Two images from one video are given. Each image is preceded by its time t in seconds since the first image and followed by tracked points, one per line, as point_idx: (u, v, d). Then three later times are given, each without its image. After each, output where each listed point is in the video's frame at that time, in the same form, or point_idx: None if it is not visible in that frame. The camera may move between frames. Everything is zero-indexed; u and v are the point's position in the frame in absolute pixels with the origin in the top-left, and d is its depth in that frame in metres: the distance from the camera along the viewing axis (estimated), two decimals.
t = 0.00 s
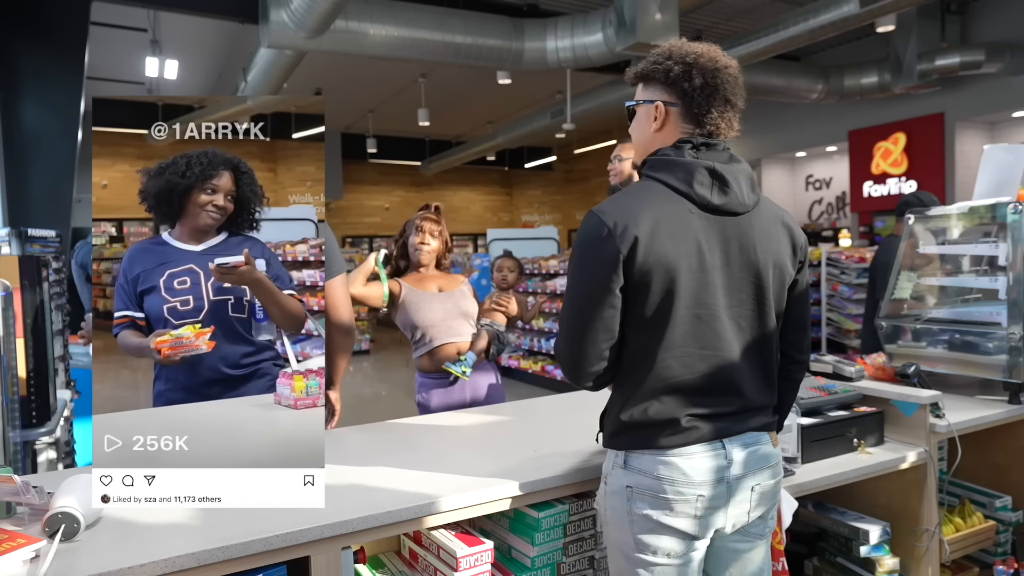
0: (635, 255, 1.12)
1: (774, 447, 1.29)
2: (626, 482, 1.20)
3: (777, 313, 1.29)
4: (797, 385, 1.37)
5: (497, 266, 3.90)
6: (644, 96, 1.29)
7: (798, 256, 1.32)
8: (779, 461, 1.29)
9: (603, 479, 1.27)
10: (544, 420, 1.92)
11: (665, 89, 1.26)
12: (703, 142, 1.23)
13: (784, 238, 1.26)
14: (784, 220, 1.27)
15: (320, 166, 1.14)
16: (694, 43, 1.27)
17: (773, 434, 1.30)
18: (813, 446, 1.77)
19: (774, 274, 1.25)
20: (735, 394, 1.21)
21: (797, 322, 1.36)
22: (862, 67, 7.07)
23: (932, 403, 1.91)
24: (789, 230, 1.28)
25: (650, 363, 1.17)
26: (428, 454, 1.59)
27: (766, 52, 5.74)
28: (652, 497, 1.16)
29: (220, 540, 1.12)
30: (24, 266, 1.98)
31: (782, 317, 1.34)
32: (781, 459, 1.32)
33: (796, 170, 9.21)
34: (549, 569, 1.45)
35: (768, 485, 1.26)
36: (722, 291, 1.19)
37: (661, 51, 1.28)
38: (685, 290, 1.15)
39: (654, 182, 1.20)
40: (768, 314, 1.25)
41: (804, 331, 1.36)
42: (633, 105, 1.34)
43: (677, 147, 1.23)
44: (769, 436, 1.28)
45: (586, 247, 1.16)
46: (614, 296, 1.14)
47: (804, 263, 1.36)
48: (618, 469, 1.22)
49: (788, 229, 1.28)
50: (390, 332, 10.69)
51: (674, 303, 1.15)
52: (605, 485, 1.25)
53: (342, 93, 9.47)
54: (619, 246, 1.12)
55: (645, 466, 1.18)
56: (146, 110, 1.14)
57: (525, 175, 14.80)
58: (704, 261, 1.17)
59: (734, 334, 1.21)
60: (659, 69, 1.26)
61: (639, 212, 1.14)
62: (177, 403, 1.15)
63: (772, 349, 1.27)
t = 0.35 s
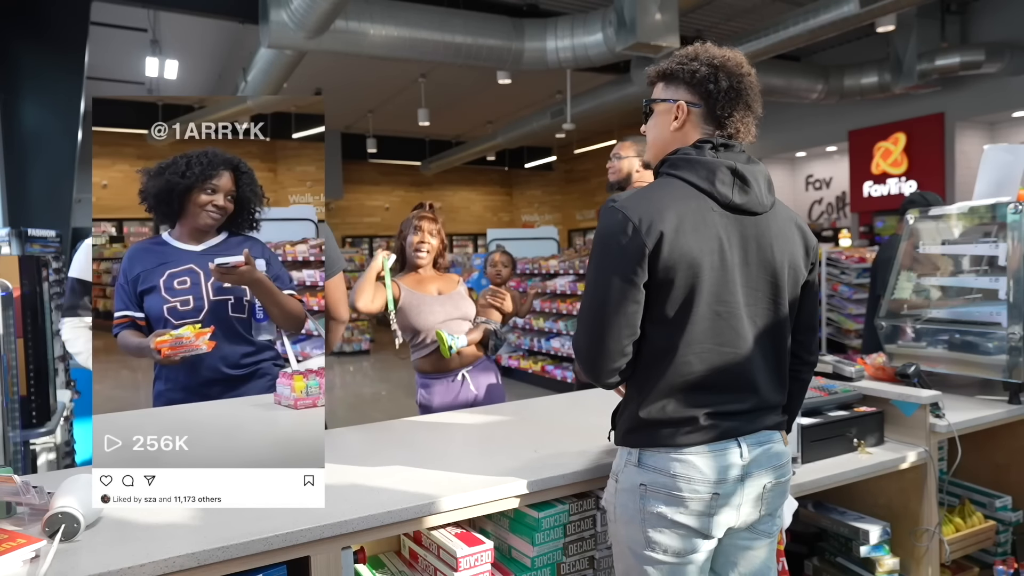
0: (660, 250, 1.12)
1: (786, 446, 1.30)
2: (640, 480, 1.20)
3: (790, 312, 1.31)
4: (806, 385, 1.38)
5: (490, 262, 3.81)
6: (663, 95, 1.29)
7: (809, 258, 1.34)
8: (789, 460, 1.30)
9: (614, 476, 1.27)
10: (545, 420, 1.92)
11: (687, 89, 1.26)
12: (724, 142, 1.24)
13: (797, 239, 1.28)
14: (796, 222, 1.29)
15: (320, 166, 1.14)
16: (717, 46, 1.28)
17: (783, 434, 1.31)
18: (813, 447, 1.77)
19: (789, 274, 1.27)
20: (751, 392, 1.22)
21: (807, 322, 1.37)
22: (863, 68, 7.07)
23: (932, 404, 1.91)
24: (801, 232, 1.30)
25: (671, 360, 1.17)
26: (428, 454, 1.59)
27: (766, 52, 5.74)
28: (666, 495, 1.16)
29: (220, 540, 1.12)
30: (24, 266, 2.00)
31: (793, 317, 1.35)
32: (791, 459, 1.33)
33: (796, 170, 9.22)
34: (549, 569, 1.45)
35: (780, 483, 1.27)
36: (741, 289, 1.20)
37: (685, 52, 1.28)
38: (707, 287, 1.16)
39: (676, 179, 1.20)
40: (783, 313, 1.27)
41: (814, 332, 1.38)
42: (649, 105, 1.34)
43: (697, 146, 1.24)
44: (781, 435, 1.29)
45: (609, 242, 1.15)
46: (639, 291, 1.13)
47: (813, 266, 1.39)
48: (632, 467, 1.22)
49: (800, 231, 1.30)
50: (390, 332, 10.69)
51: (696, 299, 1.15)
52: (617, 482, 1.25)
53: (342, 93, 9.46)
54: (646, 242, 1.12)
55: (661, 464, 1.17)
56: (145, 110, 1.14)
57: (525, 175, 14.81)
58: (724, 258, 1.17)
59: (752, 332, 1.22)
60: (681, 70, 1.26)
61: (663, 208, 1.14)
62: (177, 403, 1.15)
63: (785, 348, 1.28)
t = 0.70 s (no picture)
0: (671, 248, 1.12)
1: (790, 445, 1.30)
2: (645, 480, 1.19)
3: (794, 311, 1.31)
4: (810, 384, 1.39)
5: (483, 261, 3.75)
6: (670, 95, 1.30)
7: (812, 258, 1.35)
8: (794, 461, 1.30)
9: (618, 474, 1.26)
10: (545, 420, 1.92)
11: (693, 89, 1.26)
12: (730, 142, 1.24)
13: (801, 238, 1.29)
14: (800, 222, 1.30)
15: (320, 166, 1.14)
16: (723, 48, 1.28)
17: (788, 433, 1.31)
18: (813, 447, 1.77)
19: (794, 274, 1.27)
20: (758, 390, 1.22)
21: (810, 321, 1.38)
22: (863, 68, 7.07)
23: (932, 403, 1.91)
24: (805, 232, 1.31)
25: (681, 358, 1.17)
26: (428, 454, 1.59)
27: (766, 52, 5.74)
28: (672, 495, 1.16)
29: (220, 540, 1.12)
30: (24, 266, 2.01)
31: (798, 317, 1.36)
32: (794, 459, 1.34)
33: (796, 170, 9.23)
34: (549, 569, 1.45)
35: (784, 483, 1.27)
36: (750, 287, 1.20)
37: (692, 53, 1.28)
38: (716, 284, 1.16)
39: (684, 178, 1.20)
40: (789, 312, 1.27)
41: (819, 332, 1.38)
42: (655, 106, 1.34)
43: (704, 146, 1.24)
44: (786, 435, 1.29)
45: (620, 241, 1.14)
46: (650, 289, 1.13)
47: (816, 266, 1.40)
48: (637, 466, 1.21)
49: (805, 231, 1.31)
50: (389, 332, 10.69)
51: (706, 297, 1.15)
52: (621, 481, 1.25)
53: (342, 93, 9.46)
54: (657, 239, 1.12)
55: (667, 464, 1.17)
56: (145, 109, 1.14)
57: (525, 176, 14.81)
58: (733, 256, 1.18)
59: (760, 330, 1.22)
60: (686, 70, 1.26)
61: (673, 206, 1.14)
62: (177, 403, 1.15)
63: (790, 347, 1.29)
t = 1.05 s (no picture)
0: (679, 247, 1.12)
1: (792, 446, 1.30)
2: (647, 480, 1.19)
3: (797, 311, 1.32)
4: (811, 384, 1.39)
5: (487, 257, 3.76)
6: (674, 95, 1.30)
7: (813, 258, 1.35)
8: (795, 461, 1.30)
9: (618, 473, 1.26)
10: (546, 419, 1.92)
11: (698, 89, 1.26)
12: (735, 142, 1.25)
13: (804, 239, 1.29)
14: (803, 223, 1.31)
15: (320, 166, 1.13)
16: (727, 47, 1.28)
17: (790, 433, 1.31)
18: (813, 447, 1.77)
19: (797, 274, 1.28)
20: (762, 390, 1.22)
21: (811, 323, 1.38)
22: (862, 68, 7.07)
23: (933, 403, 1.91)
24: (807, 232, 1.32)
25: (688, 357, 1.17)
26: (428, 454, 1.59)
27: (766, 51, 5.74)
28: (673, 496, 1.16)
29: (220, 540, 1.12)
30: (24, 266, 2.01)
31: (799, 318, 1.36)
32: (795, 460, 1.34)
33: (796, 170, 9.24)
34: (549, 569, 1.45)
35: (785, 484, 1.27)
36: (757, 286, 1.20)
37: (696, 53, 1.28)
38: (723, 283, 1.16)
39: (691, 177, 1.20)
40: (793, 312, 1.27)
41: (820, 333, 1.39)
42: (660, 105, 1.34)
43: (709, 146, 1.24)
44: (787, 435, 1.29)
45: (628, 239, 1.14)
46: (660, 288, 1.12)
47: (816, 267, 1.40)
48: (639, 466, 1.21)
49: (807, 232, 1.31)
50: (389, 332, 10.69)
51: (712, 297, 1.16)
52: (621, 481, 1.25)
53: (342, 93, 9.46)
54: (666, 238, 1.12)
55: (669, 465, 1.17)
56: (145, 109, 1.14)
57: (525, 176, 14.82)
58: (740, 256, 1.18)
59: (766, 329, 1.22)
60: (691, 70, 1.26)
61: (682, 205, 1.14)
62: (177, 403, 1.15)
63: (794, 346, 1.29)
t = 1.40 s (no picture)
0: (683, 247, 1.12)
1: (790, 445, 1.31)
2: (648, 482, 1.19)
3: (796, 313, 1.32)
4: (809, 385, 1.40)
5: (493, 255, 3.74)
6: (672, 97, 1.30)
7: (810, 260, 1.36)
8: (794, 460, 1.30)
9: (619, 476, 1.26)
10: (546, 419, 1.92)
11: (695, 90, 1.26)
12: (734, 142, 1.25)
13: (804, 240, 1.30)
14: (802, 225, 1.31)
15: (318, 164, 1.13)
16: (724, 47, 1.28)
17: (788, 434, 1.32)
18: (813, 447, 1.77)
19: (796, 275, 1.28)
20: (762, 391, 1.23)
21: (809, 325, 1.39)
22: (862, 68, 7.07)
23: (933, 404, 1.91)
24: (806, 234, 1.32)
25: (690, 359, 1.17)
26: (428, 454, 1.59)
27: (766, 51, 5.74)
28: (677, 496, 1.16)
29: (220, 540, 1.12)
30: (23, 267, 2.02)
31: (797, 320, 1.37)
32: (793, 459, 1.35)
33: (796, 170, 9.24)
34: (549, 569, 1.45)
35: (784, 483, 1.27)
36: (759, 288, 1.20)
37: (693, 53, 1.28)
38: (727, 284, 1.16)
39: (694, 177, 1.20)
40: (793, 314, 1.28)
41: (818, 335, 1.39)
42: (659, 107, 1.34)
43: (709, 146, 1.24)
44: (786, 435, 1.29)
45: (631, 239, 1.14)
46: (663, 288, 1.13)
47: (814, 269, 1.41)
48: (640, 468, 1.21)
49: (806, 234, 1.32)
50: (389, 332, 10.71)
51: (715, 297, 1.16)
52: (622, 482, 1.24)
53: (342, 93, 9.46)
54: (670, 239, 1.12)
55: (671, 466, 1.17)
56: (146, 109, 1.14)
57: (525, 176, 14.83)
58: (743, 257, 1.18)
59: (767, 330, 1.22)
60: (690, 70, 1.26)
61: (686, 205, 1.14)
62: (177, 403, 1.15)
63: (794, 348, 1.29)
